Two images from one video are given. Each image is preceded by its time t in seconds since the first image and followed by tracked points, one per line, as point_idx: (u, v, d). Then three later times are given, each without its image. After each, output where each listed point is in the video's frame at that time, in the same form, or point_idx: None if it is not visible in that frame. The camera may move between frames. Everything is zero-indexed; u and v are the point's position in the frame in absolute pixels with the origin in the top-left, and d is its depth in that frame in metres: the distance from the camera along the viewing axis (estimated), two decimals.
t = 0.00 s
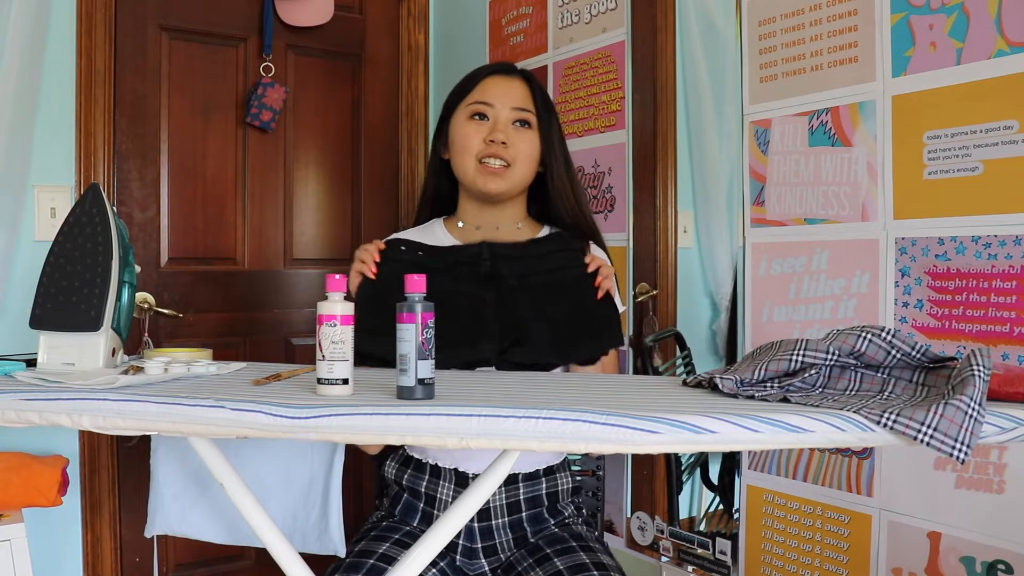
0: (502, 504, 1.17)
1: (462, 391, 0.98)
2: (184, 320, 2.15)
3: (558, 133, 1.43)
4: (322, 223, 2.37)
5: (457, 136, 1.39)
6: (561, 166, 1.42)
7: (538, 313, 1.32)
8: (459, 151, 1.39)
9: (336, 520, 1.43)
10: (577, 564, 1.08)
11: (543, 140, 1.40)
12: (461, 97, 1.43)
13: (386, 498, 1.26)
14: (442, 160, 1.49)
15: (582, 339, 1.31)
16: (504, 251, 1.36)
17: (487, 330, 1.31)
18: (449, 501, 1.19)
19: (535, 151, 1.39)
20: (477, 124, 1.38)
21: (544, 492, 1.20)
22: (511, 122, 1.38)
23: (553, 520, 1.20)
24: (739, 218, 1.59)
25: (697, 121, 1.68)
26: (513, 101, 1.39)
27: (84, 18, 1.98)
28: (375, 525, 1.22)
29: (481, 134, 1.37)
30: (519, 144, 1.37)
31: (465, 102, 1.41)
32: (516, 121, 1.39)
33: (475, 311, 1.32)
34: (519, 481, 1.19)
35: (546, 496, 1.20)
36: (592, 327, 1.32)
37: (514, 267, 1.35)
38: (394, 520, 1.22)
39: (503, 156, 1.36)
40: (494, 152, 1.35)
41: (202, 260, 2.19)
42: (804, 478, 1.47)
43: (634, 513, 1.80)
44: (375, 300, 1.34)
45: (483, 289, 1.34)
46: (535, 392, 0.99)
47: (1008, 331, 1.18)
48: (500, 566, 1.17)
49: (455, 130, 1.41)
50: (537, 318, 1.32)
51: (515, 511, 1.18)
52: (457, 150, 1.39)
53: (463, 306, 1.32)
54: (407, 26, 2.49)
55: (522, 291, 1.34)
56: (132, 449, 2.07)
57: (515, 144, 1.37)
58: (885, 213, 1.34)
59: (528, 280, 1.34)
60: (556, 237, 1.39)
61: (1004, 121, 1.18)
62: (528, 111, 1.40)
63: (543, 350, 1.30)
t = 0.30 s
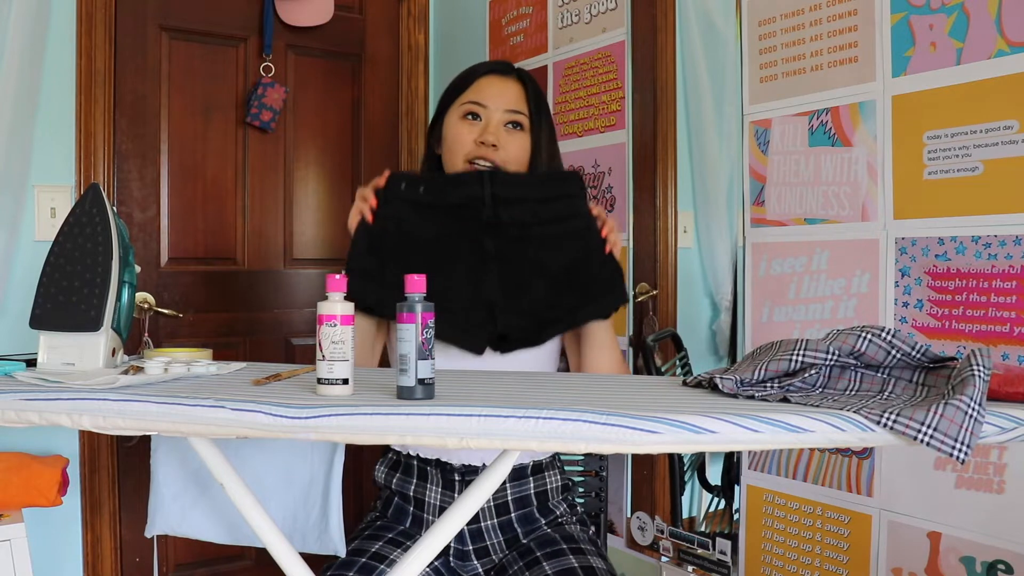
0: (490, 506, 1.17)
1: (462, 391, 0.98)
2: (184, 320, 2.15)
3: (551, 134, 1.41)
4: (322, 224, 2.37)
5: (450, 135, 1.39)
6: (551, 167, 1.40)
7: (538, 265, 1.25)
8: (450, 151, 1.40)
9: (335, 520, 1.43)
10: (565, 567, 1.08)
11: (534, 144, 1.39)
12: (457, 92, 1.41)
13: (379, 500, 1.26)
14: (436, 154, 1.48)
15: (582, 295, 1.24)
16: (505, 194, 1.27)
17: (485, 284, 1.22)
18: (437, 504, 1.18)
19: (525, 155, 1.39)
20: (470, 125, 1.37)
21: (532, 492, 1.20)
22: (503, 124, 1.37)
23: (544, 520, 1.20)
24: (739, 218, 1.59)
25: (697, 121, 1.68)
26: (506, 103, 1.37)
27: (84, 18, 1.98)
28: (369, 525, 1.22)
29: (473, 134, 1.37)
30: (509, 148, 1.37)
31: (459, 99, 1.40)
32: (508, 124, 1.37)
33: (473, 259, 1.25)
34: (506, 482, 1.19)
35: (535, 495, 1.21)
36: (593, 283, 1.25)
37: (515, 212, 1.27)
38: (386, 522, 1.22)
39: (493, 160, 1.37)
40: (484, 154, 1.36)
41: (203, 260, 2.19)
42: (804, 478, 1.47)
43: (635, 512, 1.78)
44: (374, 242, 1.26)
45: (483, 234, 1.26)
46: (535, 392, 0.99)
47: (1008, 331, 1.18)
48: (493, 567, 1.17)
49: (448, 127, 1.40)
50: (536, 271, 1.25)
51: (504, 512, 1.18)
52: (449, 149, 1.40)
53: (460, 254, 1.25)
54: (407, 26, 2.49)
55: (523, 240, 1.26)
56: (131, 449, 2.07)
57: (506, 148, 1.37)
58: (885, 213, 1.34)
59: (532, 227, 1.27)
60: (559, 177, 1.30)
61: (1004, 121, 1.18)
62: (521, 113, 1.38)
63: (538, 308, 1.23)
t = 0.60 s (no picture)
0: (491, 508, 1.17)
1: (462, 391, 0.98)
2: (184, 320, 2.15)
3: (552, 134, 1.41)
4: (323, 224, 2.37)
5: (450, 134, 1.41)
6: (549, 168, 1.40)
7: (550, 254, 1.15)
8: (450, 150, 1.41)
9: (334, 520, 1.39)
10: (565, 568, 1.08)
11: (532, 145, 1.40)
12: (457, 93, 1.42)
13: (380, 500, 1.26)
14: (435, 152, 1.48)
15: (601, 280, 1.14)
16: (505, 182, 1.14)
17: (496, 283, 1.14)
18: (438, 505, 1.18)
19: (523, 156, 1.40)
20: (470, 125, 1.39)
21: (534, 494, 1.20)
22: (502, 125, 1.38)
23: (546, 522, 1.20)
24: (739, 217, 1.59)
25: (697, 121, 1.68)
26: (506, 103, 1.39)
27: (84, 18, 1.98)
28: (369, 525, 1.22)
29: (472, 134, 1.38)
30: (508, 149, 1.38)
31: (460, 98, 1.41)
32: (507, 124, 1.38)
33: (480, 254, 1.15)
34: (508, 484, 1.19)
35: (537, 497, 1.21)
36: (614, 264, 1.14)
37: (518, 198, 1.14)
38: (386, 522, 1.22)
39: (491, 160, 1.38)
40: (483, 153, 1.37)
41: (203, 260, 2.19)
42: (804, 478, 1.47)
43: (634, 512, 1.78)
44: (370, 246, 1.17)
45: (486, 229, 1.15)
46: (535, 392, 0.99)
47: (1008, 331, 1.18)
48: (493, 569, 1.17)
49: (448, 128, 1.41)
50: (549, 259, 1.15)
51: (505, 514, 1.18)
52: (448, 148, 1.41)
53: (461, 252, 1.15)
54: (407, 26, 2.49)
55: (530, 231, 1.15)
56: (131, 449, 2.07)
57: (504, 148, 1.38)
58: (885, 213, 1.34)
59: (539, 212, 1.14)
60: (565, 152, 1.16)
61: (1004, 121, 1.18)
62: (520, 114, 1.39)
63: (555, 300, 1.15)
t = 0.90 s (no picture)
0: (497, 509, 1.17)
1: (463, 391, 0.98)
2: (184, 320, 2.15)
3: (562, 134, 1.39)
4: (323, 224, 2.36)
5: (456, 136, 1.41)
6: (558, 171, 1.37)
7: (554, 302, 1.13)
8: (457, 152, 1.40)
9: (334, 521, 1.41)
10: (572, 567, 1.08)
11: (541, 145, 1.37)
12: (466, 94, 1.43)
13: (385, 499, 1.26)
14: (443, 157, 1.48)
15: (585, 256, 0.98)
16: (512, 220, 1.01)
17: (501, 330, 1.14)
18: (444, 504, 1.18)
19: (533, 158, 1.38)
20: (476, 127, 1.39)
21: (540, 496, 1.20)
22: (509, 126, 1.37)
23: (549, 524, 1.20)
24: (739, 217, 1.59)
25: (697, 121, 1.68)
26: (513, 104, 1.38)
27: (84, 18, 1.98)
28: (373, 524, 1.22)
29: (479, 136, 1.38)
30: (516, 149, 1.36)
31: (466, 100, 1.41)
32: (515, 125, 1.37)
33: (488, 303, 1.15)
34: (515, 485, 1.19)
35: (542, 500, 1.21)
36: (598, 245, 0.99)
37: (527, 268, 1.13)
38: (390, 521, 1.22)
39: (499, 161, 1.36)
40: (489, 155, 1.36)
41: (203, 260, 2.19)
42: (804, 478, 1.47)
43: (634, 512, 1.78)
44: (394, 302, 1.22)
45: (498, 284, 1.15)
46: (536, 392, 0.99)
47: (1008, 331, 1.18)
48: (497, 569, 1.17)
49: (456, 129, 1.41)
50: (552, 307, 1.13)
51: (511, 515, 1.18)
52: (455, 150, 1.41)
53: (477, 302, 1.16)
54: (407, 26, 2.49)
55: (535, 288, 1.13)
56: (131, 449, 2.07)
57: (512, 149, 1.36)
58: (886, 212, 1.34)
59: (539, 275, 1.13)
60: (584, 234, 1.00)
61: (1004, 121, 1.18)
62: (528, 114, 1.38)
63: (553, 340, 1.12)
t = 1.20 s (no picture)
0: (501, 505, 1.17)
1: (463, 391, 0.98)
2: (184, 320, 2.15)
3: (560, 135, 1.39)
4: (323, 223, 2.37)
5: (453, 147, 1.37)
6: (558, 170, 1.39)
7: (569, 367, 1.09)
8: (454, 163, 1.37)
9: (334, 521, 1.41)
10: (576, 563, 1.08)
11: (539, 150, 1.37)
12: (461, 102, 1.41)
13: (386, 498, 1.26)
14: (441, 161, 1.48)
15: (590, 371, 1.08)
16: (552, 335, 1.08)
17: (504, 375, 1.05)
18: (447, 503, 1.18)
19: (531, 162, 1.37)
20: (473, 136, 1.36)
21: (542, 493, 1.20)
22: (506, 134, 1.35)
23: (551, 520, 1.20)
24: (739, 217, 1.59)
25: (697, 122, 1.68)
26: (509, 111, 1.36)
27: (84, 18, 1.98)
28: (375, 523, 1.22)
29: (476, 146, 1.35)
30: (514, 158, 1.34)
31: (461, 110, 1.39)
32: (512, 133, 1.35)
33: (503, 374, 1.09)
34: (518, 482, 1.19)
35: (545, 497, 1.21)
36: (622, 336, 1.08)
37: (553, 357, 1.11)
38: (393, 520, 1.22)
39: (497, 170, 1.33)
40: (488, 166, 1.33)
41: (202, 260, 2.19)
42: (804, 478, 1.47)
43: (634, 512, 1.78)
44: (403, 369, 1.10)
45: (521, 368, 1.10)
46: (536, 392, 0.99)
47: (1008, 331, 1.18)
48: (500, 567, 1.17)
49: (451, 139, 1.38)
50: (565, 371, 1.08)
51: (514, 512, 1.18)
52: (452, 162, 1.37)
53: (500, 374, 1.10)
54: (407, 26, 2.49)
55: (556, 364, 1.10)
56: (131, 449, 2.07)
57: (511, 158, 1.34)
58: (885, 213, 1.34)
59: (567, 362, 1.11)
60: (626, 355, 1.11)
61: (1004, 121, 1.18)
62: (525, 120, 1.36)
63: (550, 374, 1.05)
